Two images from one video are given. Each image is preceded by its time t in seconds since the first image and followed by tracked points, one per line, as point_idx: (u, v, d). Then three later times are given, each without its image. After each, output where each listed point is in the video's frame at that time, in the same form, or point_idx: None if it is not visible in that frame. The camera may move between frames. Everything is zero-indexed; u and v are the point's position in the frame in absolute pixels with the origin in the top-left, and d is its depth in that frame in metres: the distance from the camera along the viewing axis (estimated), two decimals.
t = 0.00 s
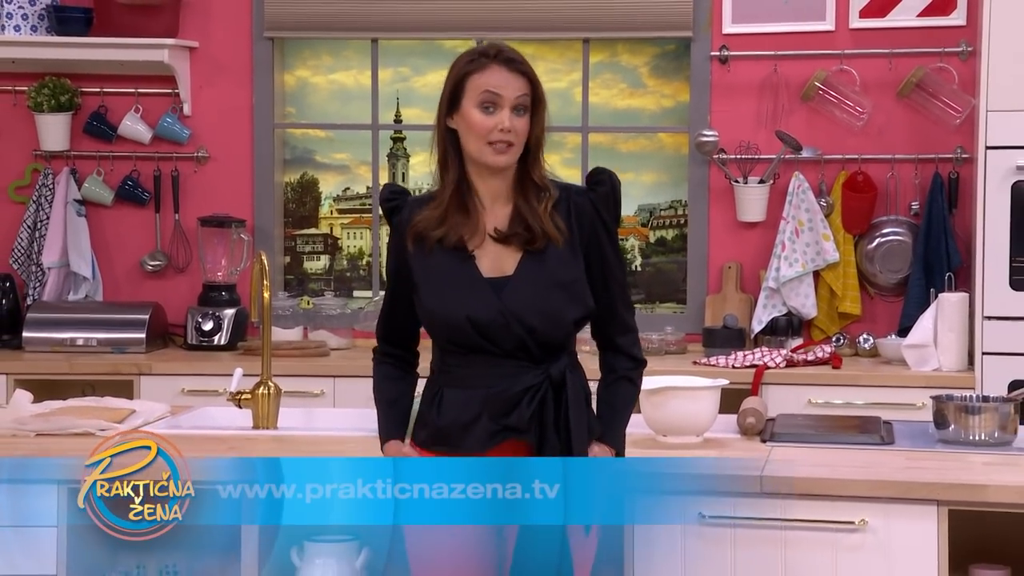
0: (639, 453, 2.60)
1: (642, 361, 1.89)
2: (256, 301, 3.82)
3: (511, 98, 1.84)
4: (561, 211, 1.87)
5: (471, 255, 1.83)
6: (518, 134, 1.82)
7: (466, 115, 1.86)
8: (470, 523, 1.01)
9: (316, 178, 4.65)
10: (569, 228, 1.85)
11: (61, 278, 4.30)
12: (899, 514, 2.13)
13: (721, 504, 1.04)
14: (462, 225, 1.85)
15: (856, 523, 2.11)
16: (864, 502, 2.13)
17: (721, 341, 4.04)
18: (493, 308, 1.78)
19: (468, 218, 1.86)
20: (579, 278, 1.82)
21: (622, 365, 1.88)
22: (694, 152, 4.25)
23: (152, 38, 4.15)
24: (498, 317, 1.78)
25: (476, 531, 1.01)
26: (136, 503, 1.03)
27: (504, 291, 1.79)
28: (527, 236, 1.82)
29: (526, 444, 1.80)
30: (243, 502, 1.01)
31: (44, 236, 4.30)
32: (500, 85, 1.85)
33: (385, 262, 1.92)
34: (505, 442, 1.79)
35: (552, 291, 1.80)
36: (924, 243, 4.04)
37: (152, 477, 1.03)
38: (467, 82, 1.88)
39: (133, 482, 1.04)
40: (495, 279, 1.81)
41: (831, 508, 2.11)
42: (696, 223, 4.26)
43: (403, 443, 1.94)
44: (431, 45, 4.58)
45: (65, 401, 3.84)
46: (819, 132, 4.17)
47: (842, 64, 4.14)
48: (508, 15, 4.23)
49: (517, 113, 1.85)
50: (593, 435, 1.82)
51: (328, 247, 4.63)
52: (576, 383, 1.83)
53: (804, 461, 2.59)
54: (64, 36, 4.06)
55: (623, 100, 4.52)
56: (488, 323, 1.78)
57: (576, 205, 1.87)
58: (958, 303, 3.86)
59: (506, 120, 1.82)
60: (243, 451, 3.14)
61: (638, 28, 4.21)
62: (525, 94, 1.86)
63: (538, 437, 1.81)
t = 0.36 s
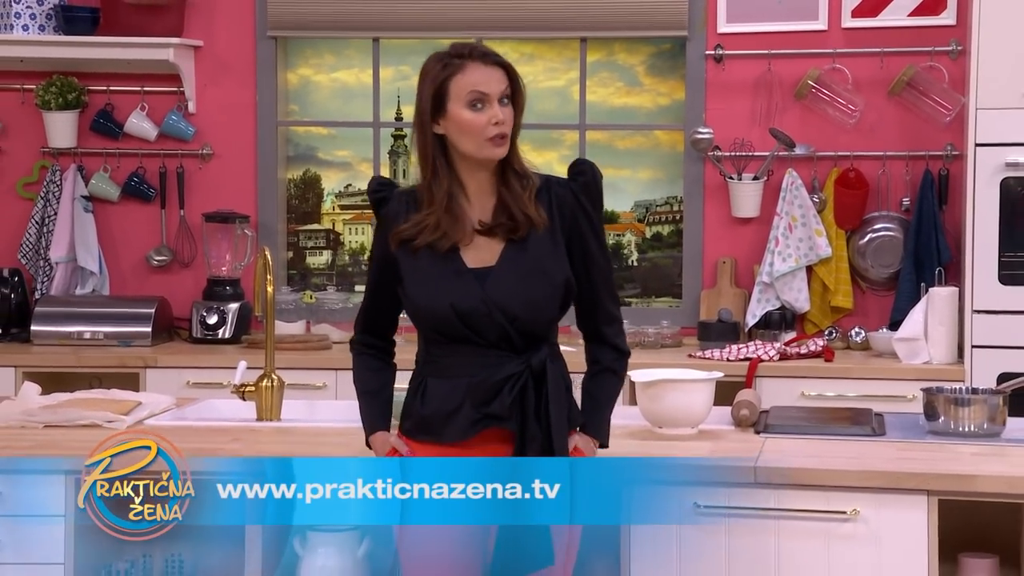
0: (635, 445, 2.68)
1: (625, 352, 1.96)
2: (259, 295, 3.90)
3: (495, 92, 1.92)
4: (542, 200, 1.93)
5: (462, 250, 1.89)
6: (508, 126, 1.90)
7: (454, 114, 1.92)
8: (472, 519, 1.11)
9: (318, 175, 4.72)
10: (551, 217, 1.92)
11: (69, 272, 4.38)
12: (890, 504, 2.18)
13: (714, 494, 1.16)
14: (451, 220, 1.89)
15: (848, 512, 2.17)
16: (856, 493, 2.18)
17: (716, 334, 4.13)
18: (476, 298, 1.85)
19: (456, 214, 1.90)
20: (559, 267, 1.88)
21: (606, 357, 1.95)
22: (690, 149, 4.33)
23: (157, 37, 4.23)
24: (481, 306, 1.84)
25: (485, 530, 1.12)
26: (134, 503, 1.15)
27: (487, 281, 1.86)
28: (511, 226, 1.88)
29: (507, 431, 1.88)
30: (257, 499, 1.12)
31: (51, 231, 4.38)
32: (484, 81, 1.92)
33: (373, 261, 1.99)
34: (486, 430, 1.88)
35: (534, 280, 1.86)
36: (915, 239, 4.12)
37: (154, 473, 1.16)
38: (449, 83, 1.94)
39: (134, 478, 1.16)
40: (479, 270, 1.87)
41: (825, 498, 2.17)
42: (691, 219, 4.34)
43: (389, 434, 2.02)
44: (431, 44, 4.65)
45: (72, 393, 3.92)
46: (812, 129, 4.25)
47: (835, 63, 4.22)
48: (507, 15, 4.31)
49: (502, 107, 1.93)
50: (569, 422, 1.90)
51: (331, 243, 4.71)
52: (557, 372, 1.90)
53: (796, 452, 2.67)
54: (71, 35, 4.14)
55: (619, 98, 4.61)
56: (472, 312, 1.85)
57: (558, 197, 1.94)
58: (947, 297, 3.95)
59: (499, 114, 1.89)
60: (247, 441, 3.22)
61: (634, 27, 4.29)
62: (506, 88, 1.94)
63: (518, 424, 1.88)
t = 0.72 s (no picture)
0: (631, 437, 2.77)
1: (605, 338, 2.07)
2: (264, 289, 3.98)
3: (472, 105, 1.98)
4: (517, 194, 2.05)
5: (441, 250, 2.01)
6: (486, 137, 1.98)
7: (432, 129, 1.99)
8: (472, 518, 1.24)
9: (322, 171, 4.79)
10: (526, 209, 2.03)
11: (77, 267, 4.47)
12: (881, 495, 2.22)
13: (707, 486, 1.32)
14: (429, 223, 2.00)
15: (841, 501, 2.21)
16: (848, 483, 2.22)
17: (712, 329, 4.20)
18: (456, 292, 1.97)
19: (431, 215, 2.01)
20: (536, 256, 2.00)
21: (586, 345, 2.07)
22: (687, 146, 4.41)
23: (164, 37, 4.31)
24: (461, 299, 1.97)
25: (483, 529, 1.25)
26: (135, 503, 1.31)
27: (465, 275, 1.98)
28: (484, 222, 1.99)
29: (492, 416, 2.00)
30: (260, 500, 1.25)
31: (60, 227, 4.46)
32: (460, 97, 1.97)
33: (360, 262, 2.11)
34: (473, 416, 2.00)
35: (511, 271, 1.98)
36: (908, 234, 4.20)
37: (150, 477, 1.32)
38: (422, 97, 2.00)
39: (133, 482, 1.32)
40: (457, 264, 1.99)
41: (818, 488, 2.22)
42: (687, 214, 4.42)
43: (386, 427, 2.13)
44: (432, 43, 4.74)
45: (81, 385, 4.00)
46: (806, 126, 4.33)
47: (828, 62, 4.30)
48: (507, 14, 4.39)
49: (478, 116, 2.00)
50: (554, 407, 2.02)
51: (334, 238, 4.79)
52: (539, 358, 2.02)
53: (789, 444, 2.75)
54: (80, 35, 4.22)
55: (616, 97, 4.69)
56: (453, 306, 1.97)
57: (532, 188, 2.06)
58: (938, 292, 4.03)
59: (477, 126, 1.97)
60: (253, 432, 3.30)
61: (632, 27, 4.36)
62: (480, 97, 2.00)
63: (503, 410, 1.99)
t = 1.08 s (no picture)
0: (629, 428, 2.85)
1: (598, 334, 2.14)
2: (268, 283, 4.06)
3: (467, 106, 2.03)
4: (511, 196, 2.11)
5: (432, 246, 2.08)
6: (480, 139, 2.03)
7: (429, 128, 2.05)
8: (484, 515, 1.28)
9: (325, 168, 4.86)
10: (519, 210, 2.09)
11: (85, 262, 4.54)
12: (875, 485, 2.27)
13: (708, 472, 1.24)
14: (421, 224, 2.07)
15: (835, 492, 2.27)
16: (842, 473, 2.28)
17: (708, 322, 4.28)
18: (449, 287, 2.04)
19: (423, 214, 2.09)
20: (528, 254, 2.06)
21: (579, 340, 2.13)
22: (683, 144, 4.49)
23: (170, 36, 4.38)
24: (454, 294, 2.04)
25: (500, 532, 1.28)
26: (135, 504, 1.24)
27: (458, 270, 2.05)
28: (473, 227, 2.05)
29: (484, 408, 2.06)
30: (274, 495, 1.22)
31: (68, 222, 4.53)
32: (457, 97, 2.03)
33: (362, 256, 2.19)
34: (465, 408, 2.07)
35: (503, 267, 2.05)
36: (900, 230, 4.27)
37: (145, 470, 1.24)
38: (422, 94, 2.06)
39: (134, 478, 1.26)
40: (450, 260, 2.06)
41: (812, 478, 2.28)
42: (684, 211, 4.50)
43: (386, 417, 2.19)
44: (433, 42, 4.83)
45: (89, 377, 4.07)
46: (801, 124, 4.41)
47: (822, 60, 4.37)
48: (507, 13, 4.46)
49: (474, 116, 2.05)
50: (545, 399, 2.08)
51: (337, 234, 4.87)
52: (531, 352, 2.08)
53: (783, 434, 2.83)
54: (87, 34, 4.29)
55: (614, 94, 4.77)
56: (445, 300, 2.05)
57: (527, 187, 2.12)
58: (930, 286, 4.10)
59: (471, 128, 2.02)
60: (257, 423, 3.37)
61: (629, 26, 4.44)
62: (478, 99, 2.06)
63: (494, 402, 2.06)
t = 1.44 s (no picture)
0: (627, 420, 2.93)
1: (602, 332, 2.21)
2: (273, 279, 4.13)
3: (470, 99, 2.11)
4: (517, 194, 2.18)
5: (440, 240, 2.16)
6: (481, 130, 2.10)
7: (433, 120, 2.13)
8: (470, 515, 1.57)
9: (328, 165, 4.96)
10: (524, 208, 2.16)
11: (93, 257, 4.63)
12: (867, 475, 2.32)
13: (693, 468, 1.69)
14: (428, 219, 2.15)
15: (827, 482, 2.32)
16: (836, 464, 2.33)
17: (704, 316, 4.37)
18: (452, 280, 2.12)
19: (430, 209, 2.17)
20: (531, 250, 2.13)
21: (583, 337, 2.21)
22: (680, 141, 4.57)
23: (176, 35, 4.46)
24: (456, 288, 2.11)
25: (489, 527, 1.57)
26: (138, 496, 1.82)
27: (462, 264, 2.12)
28: (478, 223, 2.12)
29: (482, 400, 2.12)
30: (265, 500, 1.58)
31: (76, 218, 4.62)
32: (459, 90, 2.11)
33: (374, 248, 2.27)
34: (464, 400, 2.13)
35: (505, 262, 2.11)
36: (893, 225, 4.35)
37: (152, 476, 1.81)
38: (427, 88, 2.15)
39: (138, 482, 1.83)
40: (455, 254, 2.14)
41: (806, 471, 2.34)
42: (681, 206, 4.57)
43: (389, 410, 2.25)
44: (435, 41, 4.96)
45: (96, 370, 4.15)
46: (796, 121, 4.49)
47: (817, 59, 4.46)
48: (507, 12, 4.54)
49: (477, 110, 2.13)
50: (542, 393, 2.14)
51: (340, 230, 4.97)
52: (530, 346, 2.14)
53: (777, 426, 2.91)
54: (95, 33, 4.37)
55: (613, 92, 4.88)
56: (448, 293, 2.12)
57: (532, 186, 2.19)
58: (922, 281, 4.18)
59: (472, 120, 2.09)
60: (262, 415, 3.45)
61: (628, 24, 4.51)
62: (482, 92, 2.13)
63: (492, 395, 2.12)
